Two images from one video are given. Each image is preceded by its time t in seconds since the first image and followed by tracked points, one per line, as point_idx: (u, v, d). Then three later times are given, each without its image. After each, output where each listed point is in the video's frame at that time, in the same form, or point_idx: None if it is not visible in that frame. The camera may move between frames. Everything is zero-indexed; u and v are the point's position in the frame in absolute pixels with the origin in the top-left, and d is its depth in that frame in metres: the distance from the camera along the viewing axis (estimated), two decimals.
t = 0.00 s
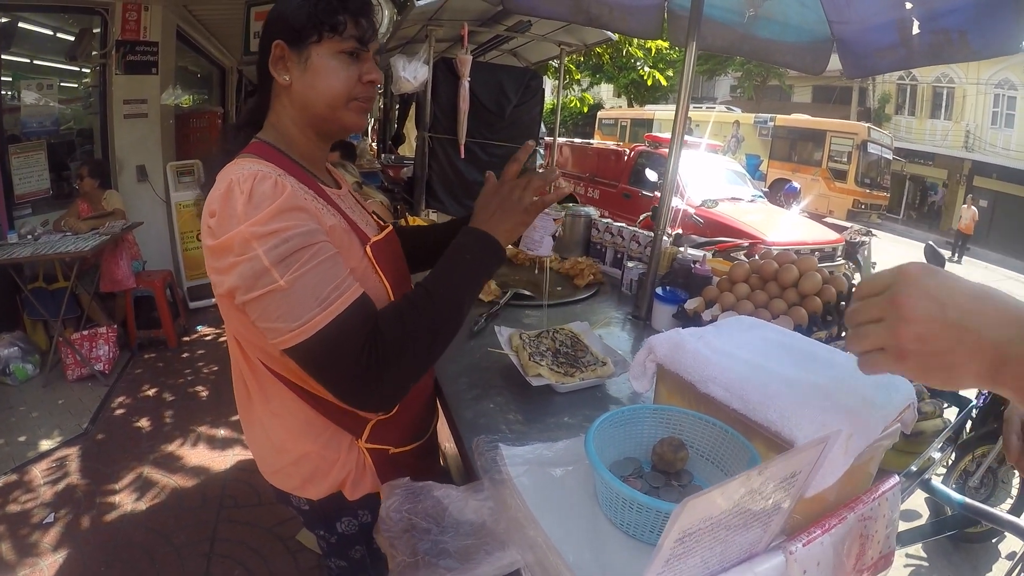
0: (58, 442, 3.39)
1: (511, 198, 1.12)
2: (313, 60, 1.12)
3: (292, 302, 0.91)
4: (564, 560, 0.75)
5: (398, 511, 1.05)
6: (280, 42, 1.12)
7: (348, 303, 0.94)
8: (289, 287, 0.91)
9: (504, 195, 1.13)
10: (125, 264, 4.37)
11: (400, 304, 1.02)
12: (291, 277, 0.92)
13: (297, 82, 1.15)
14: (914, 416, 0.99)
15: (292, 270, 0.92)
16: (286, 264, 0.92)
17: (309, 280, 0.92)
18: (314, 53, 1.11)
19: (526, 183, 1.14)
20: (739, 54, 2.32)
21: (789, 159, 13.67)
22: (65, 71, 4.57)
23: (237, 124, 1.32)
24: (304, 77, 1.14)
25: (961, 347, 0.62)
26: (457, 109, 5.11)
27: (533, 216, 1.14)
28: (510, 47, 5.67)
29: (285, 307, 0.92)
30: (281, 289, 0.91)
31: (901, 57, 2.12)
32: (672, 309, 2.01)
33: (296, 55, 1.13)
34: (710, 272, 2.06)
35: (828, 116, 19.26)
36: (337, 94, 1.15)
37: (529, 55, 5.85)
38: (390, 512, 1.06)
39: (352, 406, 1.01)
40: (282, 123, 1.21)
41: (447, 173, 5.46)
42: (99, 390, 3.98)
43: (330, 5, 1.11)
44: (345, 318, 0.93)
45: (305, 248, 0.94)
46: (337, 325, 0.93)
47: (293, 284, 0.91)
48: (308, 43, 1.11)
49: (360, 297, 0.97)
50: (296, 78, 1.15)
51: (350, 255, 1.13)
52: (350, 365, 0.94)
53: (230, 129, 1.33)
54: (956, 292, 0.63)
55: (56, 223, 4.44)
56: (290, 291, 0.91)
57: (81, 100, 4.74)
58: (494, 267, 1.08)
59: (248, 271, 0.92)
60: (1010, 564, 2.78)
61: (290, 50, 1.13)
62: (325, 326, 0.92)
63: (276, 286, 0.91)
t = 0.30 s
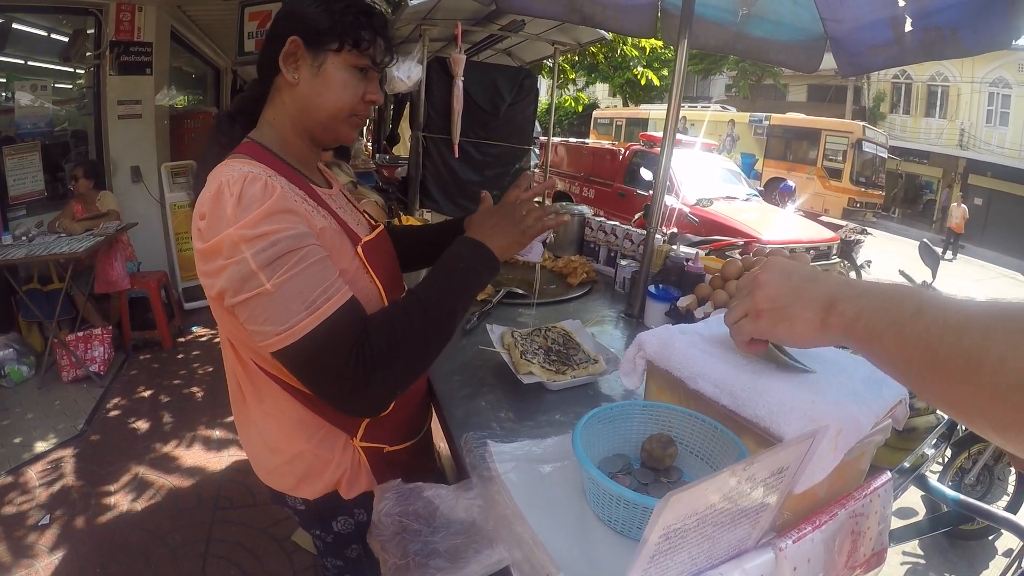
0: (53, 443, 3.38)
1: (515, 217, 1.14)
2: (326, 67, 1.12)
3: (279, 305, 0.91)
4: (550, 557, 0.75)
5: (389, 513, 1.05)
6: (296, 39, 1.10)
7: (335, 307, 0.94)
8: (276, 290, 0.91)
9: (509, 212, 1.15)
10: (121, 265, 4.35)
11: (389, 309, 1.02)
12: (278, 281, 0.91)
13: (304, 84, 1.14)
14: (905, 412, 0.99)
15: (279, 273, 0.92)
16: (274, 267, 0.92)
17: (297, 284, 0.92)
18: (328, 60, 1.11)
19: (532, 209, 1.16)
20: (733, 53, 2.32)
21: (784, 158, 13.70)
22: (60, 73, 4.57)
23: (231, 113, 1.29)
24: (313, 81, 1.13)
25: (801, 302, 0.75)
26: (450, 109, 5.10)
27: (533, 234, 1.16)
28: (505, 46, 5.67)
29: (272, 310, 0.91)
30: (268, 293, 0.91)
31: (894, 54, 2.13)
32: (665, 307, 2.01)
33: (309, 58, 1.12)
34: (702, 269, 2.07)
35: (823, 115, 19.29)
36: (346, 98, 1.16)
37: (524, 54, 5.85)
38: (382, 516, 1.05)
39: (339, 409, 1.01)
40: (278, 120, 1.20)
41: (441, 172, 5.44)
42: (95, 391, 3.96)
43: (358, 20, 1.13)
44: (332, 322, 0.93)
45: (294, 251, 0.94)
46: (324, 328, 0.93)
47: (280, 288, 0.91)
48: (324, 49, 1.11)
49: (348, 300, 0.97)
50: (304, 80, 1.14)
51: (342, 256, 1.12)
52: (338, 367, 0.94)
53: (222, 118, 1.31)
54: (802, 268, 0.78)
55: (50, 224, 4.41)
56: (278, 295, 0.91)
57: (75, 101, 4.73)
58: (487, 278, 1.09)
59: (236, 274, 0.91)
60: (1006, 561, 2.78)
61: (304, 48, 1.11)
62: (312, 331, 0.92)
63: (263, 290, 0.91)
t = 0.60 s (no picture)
0: (51, 441, 3.37)
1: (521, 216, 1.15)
2: (330, 69, 1.12)
3: (269, 302, 0.90)
4: (542, 555, 0.74)
5: (381, 509, 1.05)
6: (302, 35, 1.08)
7: (326, 305, 0.93)
8: (266, 287, 0.90)
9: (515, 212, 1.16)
10: (118, 263, 4.34)
11: (382, 309, 1.02)
12: (268, 279, 0.91)
13: (306, 83, 1.13)
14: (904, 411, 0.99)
15: (270, 270, 0.91)
16: (264, 264, 0.91)
17: (287, 282, 0.91)
18: (333, 62, 1.11)
19: (538, 208, 1.18)
20: (732, 51, 2.31)
21: (783, 157, 13.71)
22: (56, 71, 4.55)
23: (225, 104, 1.27)
24: (316, 81, 1.12)
25: (785, 307, 0.76)
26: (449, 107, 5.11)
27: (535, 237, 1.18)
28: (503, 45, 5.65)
29: (262, 307, 0.91)
30: (258, 289, 0.90)
31: (892, 53, 2.13)
32: (662, 305, 2.01)
33: (314, 56, 1.11)
34: (700, 268, 2.09)
35: (822, 114, 19.29)
36: (347, 100, 1.16)
37: (522, 53, 5.84)
38: (374, 512, 1.05)
39: (332, 408, 1.00)
40: (274, 116, 1.18)
41: (439, 171, 5.43)
42: (92, 389, 3.95)
43: (365, 27, 1.14)
44: (322, 320, 0.93)
45: (285, 248, 0.93)
46: (314, 326, 0.92)
47: (270, 285, 0.90)
48: (330, 51, 1.11)
49: (339, 298, 0.96)
50: (305, 79, 1.13)
51: (335, 253, 1.12)
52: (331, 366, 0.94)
53: (216, 109, 1.29)
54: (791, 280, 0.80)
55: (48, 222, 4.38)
56: (268, 292, 0.90)
57: (73, 98, 4.72)
58: (486, 279, 1.09)
59: (226, 271, 0.91)
60: (1004, 561, 2.78)
61: (310, 45, 1.10)
62: (302, 328, 0.91)
63: (252, 287, 0.90)
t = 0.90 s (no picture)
0: (52, 448, 3.36)
1: (516, 226, 1.15)
2: (317, 71, 1.11)
3: (262, 306, 0.90)
4: (539, 557, 0.74)
5: (379, 512, 1.04)
6: (289, 37, 1.08)
7: (319, 307, 0.92)
8: (259, 291, 0.90)
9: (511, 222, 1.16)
10: (117, 269, 4.33)
11: (379, 312, 1.01)
12: (261, 282, 0.90)
13: (294, 85, 1.12)
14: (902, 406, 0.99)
15: (262, 274, 0.90)
16: (256, 268, 0.90)
17: (281, 284, 0.90)
18: (320, 64, 1.10)
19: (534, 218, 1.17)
20: (727, 46, 2.30)
21: (781, 151, 13.69)
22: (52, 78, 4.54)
23: (212, 108, 1.26)
24: (304, 83, 1.11)
25: (766, 315, 0.72)
26: (444, 106, 5.10)
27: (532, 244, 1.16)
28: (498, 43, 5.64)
29: (255, 311, 0.90)
30: (251, 294, 0.90)
31: (887, 46, 2.12)
32: (660, 302, 2.00)
33: (302, 58, 1.10)
34: (698, 264, 2.06)
35: (820, 108, 19.28)
36: (334, 101, 1.15)
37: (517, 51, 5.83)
38: (372, 514, 1.04)
39: (333, 411, 0.99)
40: (262, 119, 1.17)
41: (436, 170, 5.46)
42: (93, 396, 3.94)
43: (354, 28, 1.13)
44: (318, 321, 0.92)
45: (276, 251, 0.92)
46: (308, 329, 0.91)
47: (262, 289, 0.90)
48: (318, 53, 1.10)
49: (333, 300, 0.95)
50: (293, 81, 1.12)
51: (326, 256, 1.11)
52: (330, 367, 0.93)
53: (204, 114, 1.28)
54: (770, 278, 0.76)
55: (46, 229, 4.37)
56: (261, 296, 0.90)
57: (68, 106, 4.68)
58: (482, 281, 1.08)
59: (218, 276, 0.90)
60: (1008, 553, 2.78)
61: (298, 47, 1.09)
62: (298, 331, 0.90)
63: (245, 291, 0.90)
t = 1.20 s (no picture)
0: (52, 445, 3.36)
1: (535, 225, 1.19)
2: (311, 62, 1.10)
3: (279, 289, 0.89)
4: (543, 555, 0.73)
5: (379, 507, 1.04)
6: (282, 30, 1.07)
7: (336, 287, 0.91)
8: (274, 275, 0.89)
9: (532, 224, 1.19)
10: (116, 265, 4.32)
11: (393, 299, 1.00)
12: (275, 266, 0.89)
13: (288, 77, 1.11)
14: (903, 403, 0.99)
15: (274, 258, 0.90)
16: (267, 253, 0.90)
17: (294, 267, 0.90)
18: (314, 55, 1.09)
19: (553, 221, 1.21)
20: (728, 41, 2.29)
21: (781, 148, 13.68)
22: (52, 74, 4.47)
23: (204, 105, 1.24)
24: (299, 75, 1.11)
25: (811, 309, 0.64)
26: (444, 101, 5.08)
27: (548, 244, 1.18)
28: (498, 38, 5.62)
29: (272, 295, 0.89)
30: (265, 278, 0.89)
31: (888, 41, 2.11)
32: (661, 297, 2.00)
33: (296, 50, 1.09)
34: (698, 259, 2.05)
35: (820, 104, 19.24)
36: (330, 93, 1.14)
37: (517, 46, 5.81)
38: (372, 509, 1.04)
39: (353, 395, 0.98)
40: (258, 113, 1.16)
41: (436, 165, 5.40)
42: (93, 392, 3.94)
43: (345, 20, 1.12)
44: (337, 301, 0.91)
45: (285, 236, 0.91)
46: (326, 309, 0.90)
47: (278, 272, 0.89)
48: (311, 44, 1.09)
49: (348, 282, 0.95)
50: (288, 73, 1.11)
51: (328, 246, 1.10)
52: (351, 349, 0.92)
53: (197, 110, 1.26)
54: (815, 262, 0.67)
55: (44, 226, 4.35)
56: (276, 279, 0.89)
57: (67, 102, 4.62)
58: (495, 276, 1.07)
59: (229, 265, 0.89)
60: (1007, 549, 2.78)
61: (291, 40, 1.08)
62: (317, 310, 0.90)
63: (260, 276, 0.89)
